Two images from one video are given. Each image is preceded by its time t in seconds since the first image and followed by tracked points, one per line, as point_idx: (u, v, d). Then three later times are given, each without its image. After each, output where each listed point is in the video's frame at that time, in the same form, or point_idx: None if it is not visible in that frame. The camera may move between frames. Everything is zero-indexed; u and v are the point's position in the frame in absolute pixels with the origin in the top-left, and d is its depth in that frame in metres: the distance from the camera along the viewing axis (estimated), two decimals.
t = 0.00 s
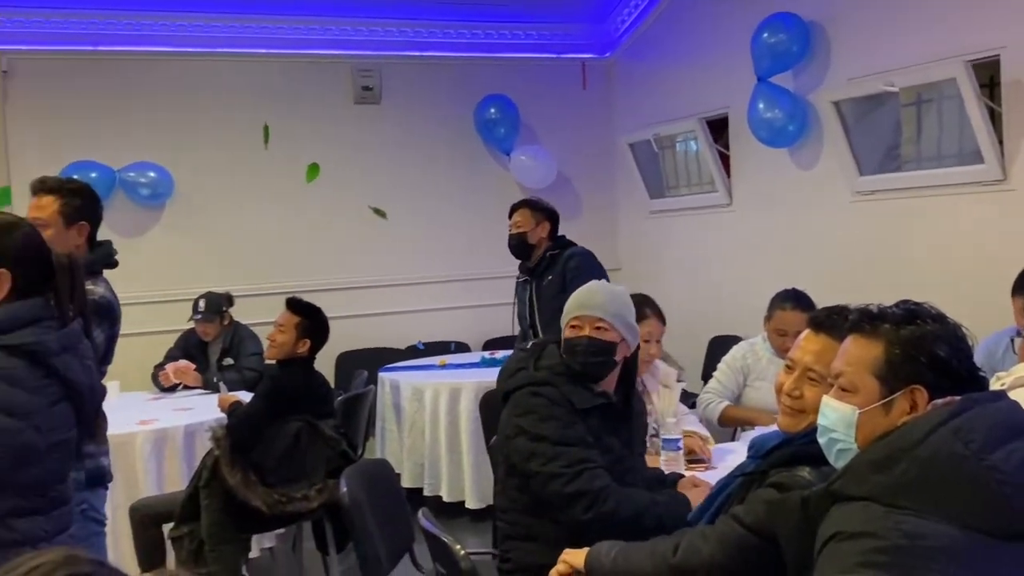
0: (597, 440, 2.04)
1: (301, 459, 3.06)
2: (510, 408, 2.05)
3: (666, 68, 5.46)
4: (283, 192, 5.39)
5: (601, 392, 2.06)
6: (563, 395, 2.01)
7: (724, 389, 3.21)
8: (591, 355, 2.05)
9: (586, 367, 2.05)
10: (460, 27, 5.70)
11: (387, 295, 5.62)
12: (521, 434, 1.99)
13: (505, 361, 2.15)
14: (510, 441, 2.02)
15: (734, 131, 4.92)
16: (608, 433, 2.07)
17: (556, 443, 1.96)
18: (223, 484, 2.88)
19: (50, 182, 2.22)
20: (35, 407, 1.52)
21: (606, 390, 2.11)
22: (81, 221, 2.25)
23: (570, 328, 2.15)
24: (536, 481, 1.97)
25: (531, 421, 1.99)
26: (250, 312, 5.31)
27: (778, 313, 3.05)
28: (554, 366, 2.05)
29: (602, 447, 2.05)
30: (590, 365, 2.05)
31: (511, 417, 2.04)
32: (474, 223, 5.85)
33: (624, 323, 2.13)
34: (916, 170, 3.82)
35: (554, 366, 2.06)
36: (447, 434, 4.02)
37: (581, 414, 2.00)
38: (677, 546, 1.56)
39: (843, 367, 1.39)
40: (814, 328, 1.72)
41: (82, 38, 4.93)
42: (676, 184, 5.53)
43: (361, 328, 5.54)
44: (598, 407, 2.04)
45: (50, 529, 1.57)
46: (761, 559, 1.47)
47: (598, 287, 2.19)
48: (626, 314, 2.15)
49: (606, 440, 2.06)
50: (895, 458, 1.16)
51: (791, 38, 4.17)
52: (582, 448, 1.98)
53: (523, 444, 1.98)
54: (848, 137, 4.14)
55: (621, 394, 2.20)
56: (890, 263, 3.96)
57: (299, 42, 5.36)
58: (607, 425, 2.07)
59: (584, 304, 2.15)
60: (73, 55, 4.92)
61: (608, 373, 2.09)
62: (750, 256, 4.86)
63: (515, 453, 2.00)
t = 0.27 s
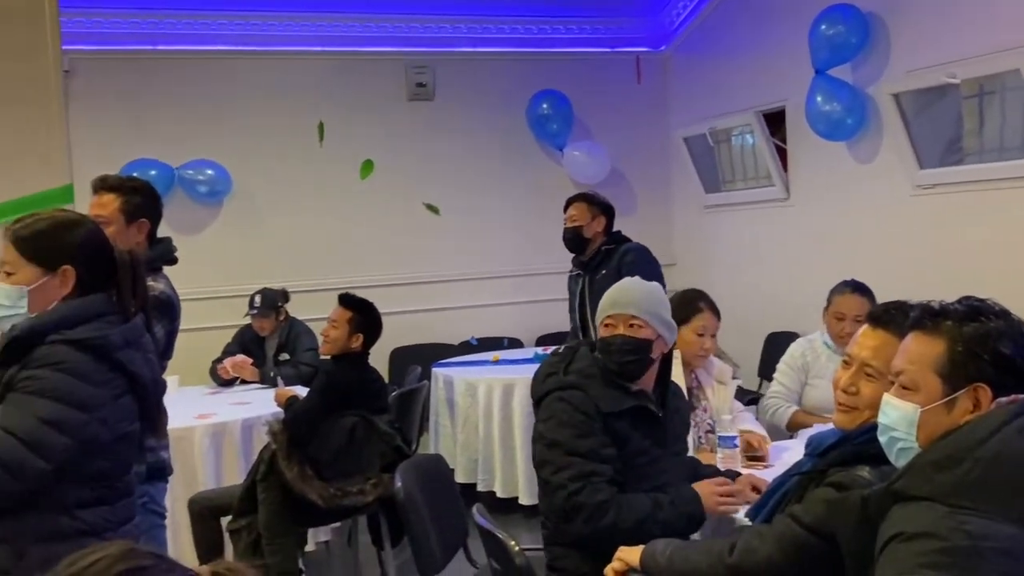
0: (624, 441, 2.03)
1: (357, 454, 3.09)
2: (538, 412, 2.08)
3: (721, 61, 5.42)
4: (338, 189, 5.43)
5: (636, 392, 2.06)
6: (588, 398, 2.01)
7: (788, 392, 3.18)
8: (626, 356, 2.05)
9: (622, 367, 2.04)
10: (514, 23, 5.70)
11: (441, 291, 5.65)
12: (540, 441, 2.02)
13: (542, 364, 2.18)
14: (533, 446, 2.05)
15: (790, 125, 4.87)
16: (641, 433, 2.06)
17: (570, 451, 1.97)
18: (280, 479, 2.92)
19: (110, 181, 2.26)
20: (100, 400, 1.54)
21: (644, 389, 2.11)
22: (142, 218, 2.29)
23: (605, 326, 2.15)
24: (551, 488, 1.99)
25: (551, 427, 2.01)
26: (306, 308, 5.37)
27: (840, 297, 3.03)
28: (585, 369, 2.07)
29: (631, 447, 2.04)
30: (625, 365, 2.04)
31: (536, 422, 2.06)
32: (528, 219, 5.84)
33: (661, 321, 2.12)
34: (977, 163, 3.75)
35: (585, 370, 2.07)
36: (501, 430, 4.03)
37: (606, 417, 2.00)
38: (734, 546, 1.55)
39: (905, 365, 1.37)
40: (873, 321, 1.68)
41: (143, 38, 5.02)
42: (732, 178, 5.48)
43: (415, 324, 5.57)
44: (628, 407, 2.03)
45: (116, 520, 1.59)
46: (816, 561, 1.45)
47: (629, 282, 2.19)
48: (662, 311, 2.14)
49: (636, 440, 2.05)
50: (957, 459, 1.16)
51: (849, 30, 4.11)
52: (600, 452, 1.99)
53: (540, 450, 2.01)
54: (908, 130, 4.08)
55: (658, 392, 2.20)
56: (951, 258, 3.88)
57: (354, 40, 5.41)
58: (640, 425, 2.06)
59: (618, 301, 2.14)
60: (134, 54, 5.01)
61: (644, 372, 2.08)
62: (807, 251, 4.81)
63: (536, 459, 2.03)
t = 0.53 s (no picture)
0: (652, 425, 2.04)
1: (412, 448, 3.10)
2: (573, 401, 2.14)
3: (777, 54, 5.36)
4: (392, 186, 5.47)
5: (673, 376, 2.08)
6: (614, 383, 2.06)
7: (843, 388, 3.14)
8: (662, 339, 2.09)
9: (657, 352, 2.09)
10: (567, 18, 5.68)
11: (494, 287, 5.66)
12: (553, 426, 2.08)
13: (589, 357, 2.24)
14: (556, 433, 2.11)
15: (848, 118, 4.80)
16: (676, 416, 2.07)
17: (573, 428, 2.02)
18: (337, 472, 2.96)
19: (170, 178, 2.30)
20: (163, 393, 1.57)
21: (684, 374, 2.15)
22: (201, 216, 2.32)
23: (643, 314, 2.20)
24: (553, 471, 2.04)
25: (568, 411, 2.07)
26: (361, 304, 5.42)
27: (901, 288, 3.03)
28: (622, 354, 2.13)
29: (663, 431, 2.05)
30: (661, 350, 2.09)
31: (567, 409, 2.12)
32: (581, 215, 5.83)
33: (699, 307, 2.17)
34: None
35: (621, 357, 2.11)
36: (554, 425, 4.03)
37: (630, 400, 2.04)
38: (793, 543, 1.53)
39: (968, 362, 1.35)
40: (931, 314, 1.65)
41: (200, 37, 5.09)
42: (788, 172, 5.42)
43: (469, 319, 5.59)
44: (658, 391, 2.06)
45: (180, 511, 1.62)
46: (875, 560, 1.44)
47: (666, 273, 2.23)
48: (698, 297, 2.18)
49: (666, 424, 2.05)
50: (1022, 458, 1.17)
51: (908, 22, 4.04)
52: (612, 439, 2.02)
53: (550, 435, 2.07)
54: (970, 124, 4.00)
55: (701, 380, 2.25)
56: (1014, 254, 3.80)
57: (407, 37, 5.43)
58: (677, 409, 2.08)
59: (655, 288, 2.18)
60: (192, 54, 5.08)
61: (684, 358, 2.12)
62: (865, 247, 4.74)
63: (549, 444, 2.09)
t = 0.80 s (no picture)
0: (677, 410, 2.08)
1: (467, 444, 3.11)
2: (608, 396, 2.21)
3: (835, 47, 5.28)
4: (445, 182, 5.49)
5: (699, 364, 2.12)
6: (641, 372, 2.12)
7: (903, 385, 3.08)
8: (685, 329, 2.14)
9: (682, 340, 2.14)
10: (621, 13, 5.65)
11: (547, 283, 5.66)
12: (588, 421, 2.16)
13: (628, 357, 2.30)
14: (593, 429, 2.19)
15: (908, 112, 4.72)
16: (703, 401, 2.09)
17: (600, 421, 2.09)
18: (393, 466, 2.98)
19: (229, 176, 2.33)
20: (223, 388, 1.59)
21: (716, 363, 2.18)
22: (258, 214, 2.35)
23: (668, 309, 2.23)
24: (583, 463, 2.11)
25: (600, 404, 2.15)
26: (415, 300, 5.45)
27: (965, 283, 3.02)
28: (652, 346, 2.19)
29: (691, 415, 2.08)
30: (687, 340, 2.14)
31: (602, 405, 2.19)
32: (635, 210, 5.80)
33: (725, 297, 2.18)
34: None
35: (649, 351, 2.17)
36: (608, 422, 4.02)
37: (655, 387, 2.09)
38: (852, 543, 1.51)
39: None
40: (993, 311, 1.62)
41: (257, 37, 5.16)
42: (846, 167, 5.34)
43: (522, 315, 5.60)
44: (683, 377, 2.10)
45: (238, 504, 1.64)
46: (938, 561, 1.42)
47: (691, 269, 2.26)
48: (721, 288, 2.19)
49: (691, 409, 2.08)
50: None
51: (970, 14, 3.95)
52: (636, 428, 2.07)
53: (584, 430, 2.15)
54: None
55: (732, 372, 2.21)
56: None
57: (461, 34, 5.45)
58: (703, 393, 2.10)
59: (680, 282, 2.22)
60: (249, 53, 5.15)
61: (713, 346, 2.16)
62: (927, 242, 4.66)
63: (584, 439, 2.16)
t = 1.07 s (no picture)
0: (718, 404, 2.07)
1: (521, 441, 3.10)
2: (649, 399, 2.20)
3: (894, 38, 5.20)
4: (500, 178, 5.50)
5: (735, 358, 2.11)
6: (678, 371, 2.12)
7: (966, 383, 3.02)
8: (718, 326, 2.13)
9: (716, 338, 2.13)
10: (677, 6, 5.61)
11: (602, 279, 5.65)
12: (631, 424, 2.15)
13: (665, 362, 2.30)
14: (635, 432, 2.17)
15: (970, 104, 4.63)
16: (742, 395, 2.09)
17: (646, 421, 2.08)
18: (448, 462, 3.01)
19: (286, 175, 2.36)
20: (281, 383, 1.60)
21: (751, 361, 2.15)
22: (316, 211, 2.37)
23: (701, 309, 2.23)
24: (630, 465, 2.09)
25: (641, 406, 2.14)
26: (469, 296, 5.46)
27: None
28: (687, 350, 2.18)
29: (732, 410, 2.07)
30: (720, 336, 2.13)
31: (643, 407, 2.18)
32: (690, 205, 5.76)
33: (755, 294, 2.19)
34: None
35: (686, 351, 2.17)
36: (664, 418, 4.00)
37: (693, 383, 2.09)
38: (916, 542, 1.49)
39: None
40: None
41: (313, 35, 5.22)
42: (907, 160, 5.25)
43: (576, 311, 5.59)
44: (720, 372, 2.09)
45: (296, 498, 1.65)
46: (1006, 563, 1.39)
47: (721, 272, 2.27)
48: (752, 286, 2.19)
49: (732, 403, 2.07)
50: None
51: None
52: (681, 426, 2.06)
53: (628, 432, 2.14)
54: None
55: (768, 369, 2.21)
56: None
57: (515, 29, 5.45)
58: (743, 387, 2.10)
59: (712, 282, 2.22)
60: (305, 51, 5.21)
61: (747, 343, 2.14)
62: (991, 236, 4.57)
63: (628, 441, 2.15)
